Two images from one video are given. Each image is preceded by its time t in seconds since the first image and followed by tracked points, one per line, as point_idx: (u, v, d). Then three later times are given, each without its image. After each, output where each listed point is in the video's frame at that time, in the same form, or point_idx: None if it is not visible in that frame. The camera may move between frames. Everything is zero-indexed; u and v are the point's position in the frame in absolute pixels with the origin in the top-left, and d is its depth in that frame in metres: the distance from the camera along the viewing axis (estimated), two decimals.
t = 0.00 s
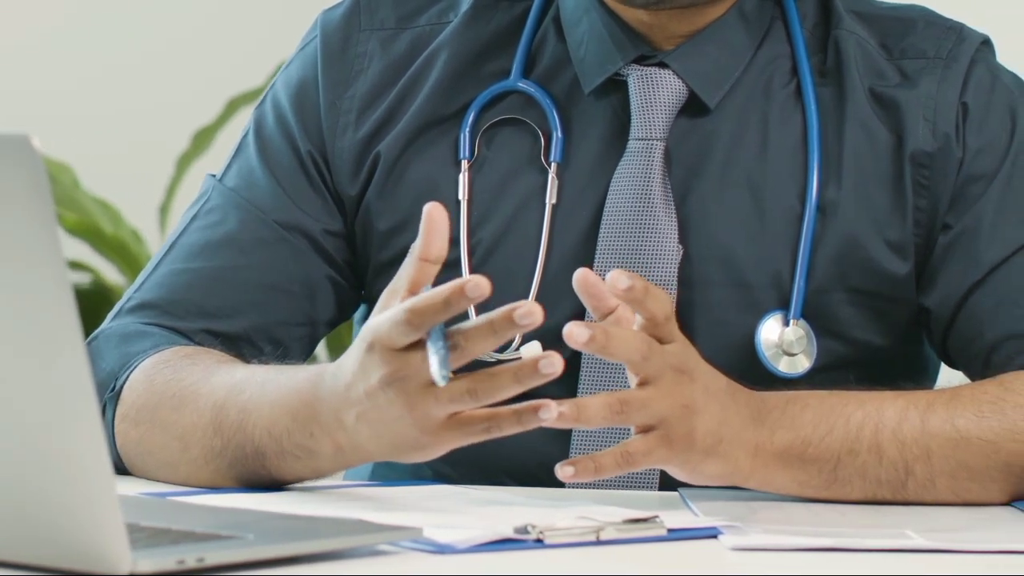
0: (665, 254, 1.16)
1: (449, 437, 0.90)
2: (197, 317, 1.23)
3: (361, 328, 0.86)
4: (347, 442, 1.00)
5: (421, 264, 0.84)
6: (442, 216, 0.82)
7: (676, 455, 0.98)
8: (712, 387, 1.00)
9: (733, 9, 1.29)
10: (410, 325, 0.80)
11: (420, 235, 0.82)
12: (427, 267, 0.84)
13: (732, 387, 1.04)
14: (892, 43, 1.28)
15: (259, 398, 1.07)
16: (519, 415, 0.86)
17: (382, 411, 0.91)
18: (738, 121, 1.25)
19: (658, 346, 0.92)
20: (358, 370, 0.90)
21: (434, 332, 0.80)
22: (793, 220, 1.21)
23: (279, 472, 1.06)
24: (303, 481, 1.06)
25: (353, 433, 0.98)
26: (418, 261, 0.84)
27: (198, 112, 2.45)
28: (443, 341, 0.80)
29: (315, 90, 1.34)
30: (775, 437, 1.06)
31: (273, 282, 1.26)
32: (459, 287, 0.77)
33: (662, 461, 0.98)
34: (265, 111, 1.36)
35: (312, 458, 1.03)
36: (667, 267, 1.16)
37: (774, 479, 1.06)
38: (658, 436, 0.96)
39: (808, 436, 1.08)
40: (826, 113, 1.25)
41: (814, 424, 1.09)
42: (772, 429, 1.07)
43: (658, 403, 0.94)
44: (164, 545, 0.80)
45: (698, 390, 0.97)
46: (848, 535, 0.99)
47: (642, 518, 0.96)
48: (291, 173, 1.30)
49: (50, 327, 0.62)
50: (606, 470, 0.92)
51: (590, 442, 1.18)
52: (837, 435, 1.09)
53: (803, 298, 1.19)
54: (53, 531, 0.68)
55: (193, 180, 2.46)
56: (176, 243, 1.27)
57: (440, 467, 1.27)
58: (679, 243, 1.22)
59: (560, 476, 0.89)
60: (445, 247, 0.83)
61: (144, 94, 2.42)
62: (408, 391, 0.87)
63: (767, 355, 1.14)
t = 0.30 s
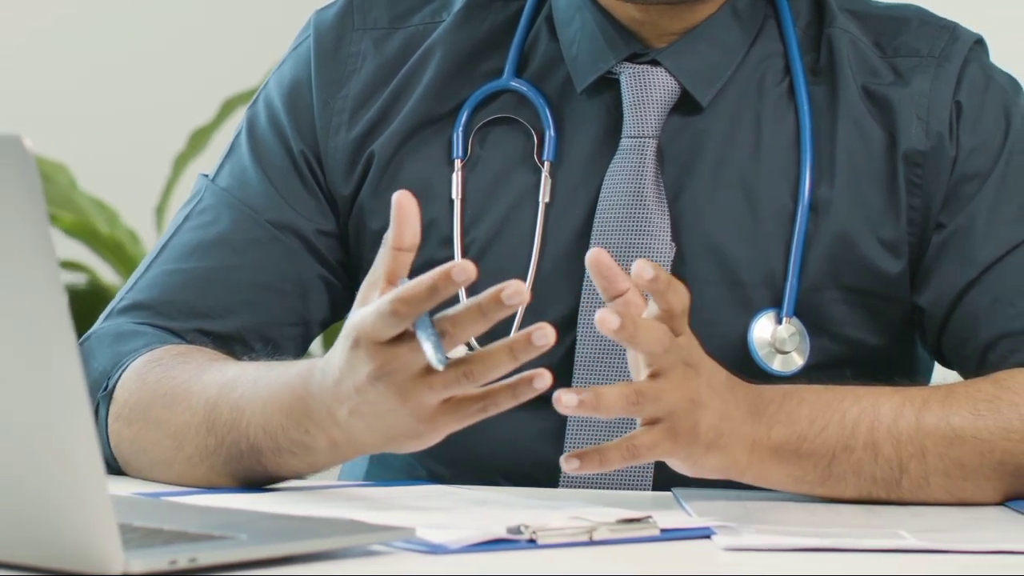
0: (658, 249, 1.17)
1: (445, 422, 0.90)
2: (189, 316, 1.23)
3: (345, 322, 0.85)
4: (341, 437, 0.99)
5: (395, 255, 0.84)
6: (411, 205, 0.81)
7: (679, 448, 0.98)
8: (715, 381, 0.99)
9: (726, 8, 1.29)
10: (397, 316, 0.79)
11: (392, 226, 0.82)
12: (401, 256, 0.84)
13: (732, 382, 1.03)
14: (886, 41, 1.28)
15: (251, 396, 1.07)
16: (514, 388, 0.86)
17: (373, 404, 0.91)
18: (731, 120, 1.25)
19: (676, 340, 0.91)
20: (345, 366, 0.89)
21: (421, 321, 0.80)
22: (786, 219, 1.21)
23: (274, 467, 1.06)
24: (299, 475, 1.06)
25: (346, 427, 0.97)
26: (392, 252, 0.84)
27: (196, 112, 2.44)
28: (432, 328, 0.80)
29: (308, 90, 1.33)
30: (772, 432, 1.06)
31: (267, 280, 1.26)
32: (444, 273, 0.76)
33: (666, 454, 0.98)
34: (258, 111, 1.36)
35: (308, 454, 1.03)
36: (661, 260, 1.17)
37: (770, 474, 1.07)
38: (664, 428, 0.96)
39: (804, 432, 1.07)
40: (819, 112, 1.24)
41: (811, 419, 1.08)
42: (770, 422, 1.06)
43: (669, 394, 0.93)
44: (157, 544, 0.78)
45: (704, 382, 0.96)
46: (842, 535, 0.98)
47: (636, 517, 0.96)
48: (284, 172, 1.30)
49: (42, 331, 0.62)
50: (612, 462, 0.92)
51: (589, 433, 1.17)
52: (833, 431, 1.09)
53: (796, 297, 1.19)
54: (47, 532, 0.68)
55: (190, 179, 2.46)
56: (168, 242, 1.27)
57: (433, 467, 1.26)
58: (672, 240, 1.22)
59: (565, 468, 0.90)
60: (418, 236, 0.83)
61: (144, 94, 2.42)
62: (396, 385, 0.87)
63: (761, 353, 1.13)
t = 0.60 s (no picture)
0: (652, 251, 1.17)
1: (444, 429, 0.90)
2: (184, 316, 1.23)
3: (340, 329, 0.86)
4: (340, 444, 0.99)
5: (387, 261, 0.84)
6: (402, 210, 0.82)
7: (674, 457, 0.98)
8: (707, 386, 0.99)
9: (719, 9, 1.29)
10: (385, 329, 0.79)
11: (383, 232, 0.82)
12: (393, 262, 0.84)
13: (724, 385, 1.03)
14: (878, 41, 1.28)
15: (248, 399, 1.07)
16: (509, 396, 0.86)
17: (373, 414, 0.91)
18: (725, 120, 1.25)
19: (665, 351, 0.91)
20: (342, 376, 0.89)
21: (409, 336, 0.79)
22: (779, 219, 1.21)
23: (271, 471, 1.06)
24: (296, 478, 1.06)
25: (344, 434, 0.97)
26: (383, 258, 0.84)
27: (191, 112, 2.45)
28: (419, 344, 0.79)
29: (302, 90, 1.33)
30: (767, 437, 1.05)
31: (262, 281, 1.27)
32: (429, 289, 0.76)
33: (659, 462, 0.97)
34: (252, 110, 1.36)
35: (306, 458, 1.03)
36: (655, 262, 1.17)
37: (763, 478, 1.06)
38: (657, 438, 0.95)
39: (798, 435, 1.07)
40: (812, 112, 1.25)
41: (805, 422, 1.08)
42: (764, 427, 1.06)
43: (659, 405, 0.93)
44: (151, 544, 0.78)
45: (696, 390, 0.96)
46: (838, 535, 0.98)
47: (630, 518, 0.95)
48: (278, 173, 1.30)
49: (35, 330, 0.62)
50: (605, 474, 0.91)
51: (581, 446, 1.17)
52: (828, 433, 1.09)
53: (789, 296, 1.19)
54: (41, 533, 0.68)
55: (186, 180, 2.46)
56: (163, 243, 1.27)
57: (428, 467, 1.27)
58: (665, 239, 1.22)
59: (560, 481, 0.89)
60: (409, 242, 0.83)
61: (144, 94, 2.42)
62: (394, 396, 0.87)
63: (753, 354, 1.14)
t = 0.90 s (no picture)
0: (645, 252, 1.17)
1: (438, 433, 0.90)
2: (178, 317, 1.23)
3: (333, 335, 0.86)
4: (334, 445, 1.00)
5: (377, 264, 0.84)
6: (389, 212, 0.82)
7: (665, 457, 0.98)
8: (699, 386, 0.99)
9: (713, 9, 1.29)
10: (373, 338, 0.79)
11: (373, 236, 0.82)
12: (384, 265, 0.84)
13: (716, 386, 1.03)
14: (873, 42, 1.29)
15: (242, 400, 1.07)
16: (501, 398, 0.87)
17: (365, 415, 0.90)
18: (719, 121, 1.26)
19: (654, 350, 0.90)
20: (335, 379, 0.88)
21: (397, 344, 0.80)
22: (773, 220, 1.21)
23: (265, 472, 1.06)
24: (289, 480, 1.06)
25: (338, 435, 0.97)
26: (374, 262, 0.84)
27: (189, 111, 2.46)
28: (406, 354, 0.80)
29: (295, 89, 1.33)
30: (759, 438, 1.05)
31: (256, 282, 1.27)
32: (412, 300, 0.76)
33: (651, 462, 0.97)
34: (245, 108, 1.36)
35: (301, 460, 1.03)
36: (648, 264, 1.17)
37: (757, 479, 1.06)
38: (648, 437, 0.95)
39: (792, 435, 1.07)
40: (806, 112, 1.25)
41: (798, 423, 1.08)
42: (756, 428, 1.06)
43: (650, 405, 0.93)
44: (144, 545, 0.78)
45: (688, 390, 0.96)
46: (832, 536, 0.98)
47: (622, 518, 0.95)
48: (270, 171, 1.30)
49: (27, 331, 0.62)
50: (596, 472, 0.91)
51: (574, 446, 1.17)
52: (821, 434, 1.09)
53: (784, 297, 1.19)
54: (33, 534, 0.67)
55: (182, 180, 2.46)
56: (156, 243, 1.27)
57: (422, 468, 1.27)
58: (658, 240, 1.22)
59: (551, 481, 0.89)
60: (398, 245, 0.83)
61: (143, 94, 2.43)
62: (387, 400, 0.87)
63: (748, 355, 1.13)
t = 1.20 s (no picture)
0: (641, 253, 1.17)
1: (432, 434, 0.90)
2: (173, 317, 1.23)
3: (328, 336, 0.86)
4: (329, 446, 1.00)
5: (372, 265, 0.84)
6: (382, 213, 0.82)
7: (659, 457, 0.98)
8: (693, 387, 0.99)
9: (708, 9, 1.30)
10: (367, 340, 0.79)
11: (367, 237, 0.82)
12: (378, 267, 0.84)
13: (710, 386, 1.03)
14: (868, 43, 1.29)
15: (237, 401, 1.07)
16: (495, 400, 0.86)
17: (360, 416, 0.90)
18: (714, 121, 1.26)
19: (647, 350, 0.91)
20: (329, 380, 0.89)
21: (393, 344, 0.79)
22: (768, 220, 1.21)
23: (260, 473, 1.06)
24: (284, 480, 1.06)
25: (333, 436, 0.97)
26: (368, 263, 0.84)
27: (185, 112, 2.45)
28: (400, 354, 0.79)
29: (289, 88, 1.33)
30: (754, 438, 1.05)
31: (250, 282, 1.27)
32: (405, 303, 0.76)
33: (645, 462, 0.97)
34: (239, 107, 1.36)
35: (295, 461, 1.03)
36: (643, 265, 1.17)
37: (752, 479, 1.06)
38: (642, 438, 0.95)
39: (786, 436, 1.07)
40: (801, 113, 1.25)
41: (793, 423, 1.08)
42: (751, 428, 1.06)
43: (643, 405, 0.93)
44: (138, 544, 0.77)
45: (681, 391, 0.96)
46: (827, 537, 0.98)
47: (617, 518, 0.95)
48: (264, 170, 1.30)
49: (21, 331, 0.62)
50: (590, 473, 0.91)
51: (569, 447, 1.17)
52: (816, 434, 1.09)
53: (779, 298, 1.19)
54: (25, 534, 0.67)
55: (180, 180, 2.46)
56: (149, 242, 1.27)
57: (418, 468, 1.27)
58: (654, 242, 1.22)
59: (545, 481, 0.89)
60: (392, 246, 0.83)
61: (143, 94, 2.43)
62: (382, 401, 0.87)
63: (743, 356, 1.13)
